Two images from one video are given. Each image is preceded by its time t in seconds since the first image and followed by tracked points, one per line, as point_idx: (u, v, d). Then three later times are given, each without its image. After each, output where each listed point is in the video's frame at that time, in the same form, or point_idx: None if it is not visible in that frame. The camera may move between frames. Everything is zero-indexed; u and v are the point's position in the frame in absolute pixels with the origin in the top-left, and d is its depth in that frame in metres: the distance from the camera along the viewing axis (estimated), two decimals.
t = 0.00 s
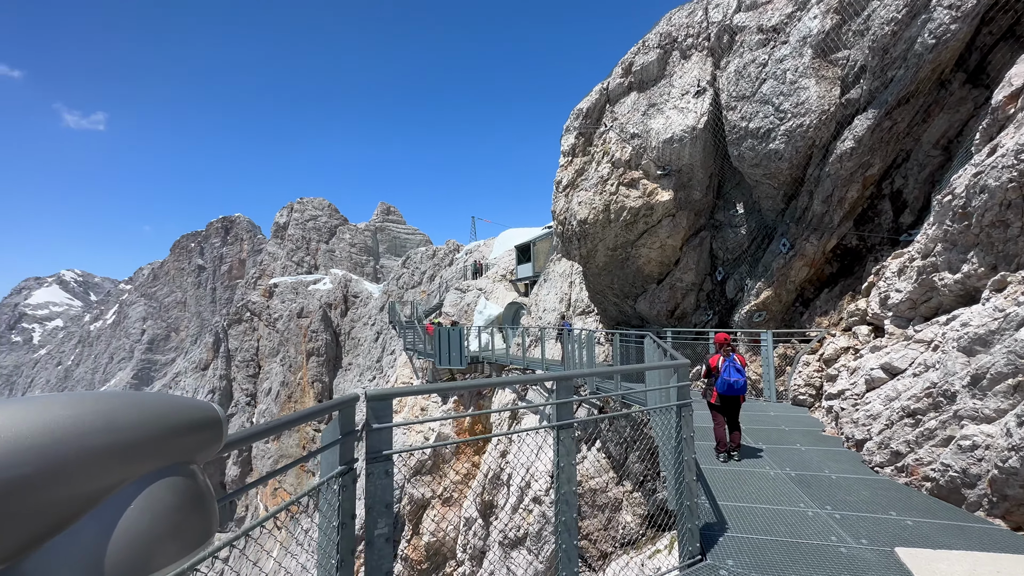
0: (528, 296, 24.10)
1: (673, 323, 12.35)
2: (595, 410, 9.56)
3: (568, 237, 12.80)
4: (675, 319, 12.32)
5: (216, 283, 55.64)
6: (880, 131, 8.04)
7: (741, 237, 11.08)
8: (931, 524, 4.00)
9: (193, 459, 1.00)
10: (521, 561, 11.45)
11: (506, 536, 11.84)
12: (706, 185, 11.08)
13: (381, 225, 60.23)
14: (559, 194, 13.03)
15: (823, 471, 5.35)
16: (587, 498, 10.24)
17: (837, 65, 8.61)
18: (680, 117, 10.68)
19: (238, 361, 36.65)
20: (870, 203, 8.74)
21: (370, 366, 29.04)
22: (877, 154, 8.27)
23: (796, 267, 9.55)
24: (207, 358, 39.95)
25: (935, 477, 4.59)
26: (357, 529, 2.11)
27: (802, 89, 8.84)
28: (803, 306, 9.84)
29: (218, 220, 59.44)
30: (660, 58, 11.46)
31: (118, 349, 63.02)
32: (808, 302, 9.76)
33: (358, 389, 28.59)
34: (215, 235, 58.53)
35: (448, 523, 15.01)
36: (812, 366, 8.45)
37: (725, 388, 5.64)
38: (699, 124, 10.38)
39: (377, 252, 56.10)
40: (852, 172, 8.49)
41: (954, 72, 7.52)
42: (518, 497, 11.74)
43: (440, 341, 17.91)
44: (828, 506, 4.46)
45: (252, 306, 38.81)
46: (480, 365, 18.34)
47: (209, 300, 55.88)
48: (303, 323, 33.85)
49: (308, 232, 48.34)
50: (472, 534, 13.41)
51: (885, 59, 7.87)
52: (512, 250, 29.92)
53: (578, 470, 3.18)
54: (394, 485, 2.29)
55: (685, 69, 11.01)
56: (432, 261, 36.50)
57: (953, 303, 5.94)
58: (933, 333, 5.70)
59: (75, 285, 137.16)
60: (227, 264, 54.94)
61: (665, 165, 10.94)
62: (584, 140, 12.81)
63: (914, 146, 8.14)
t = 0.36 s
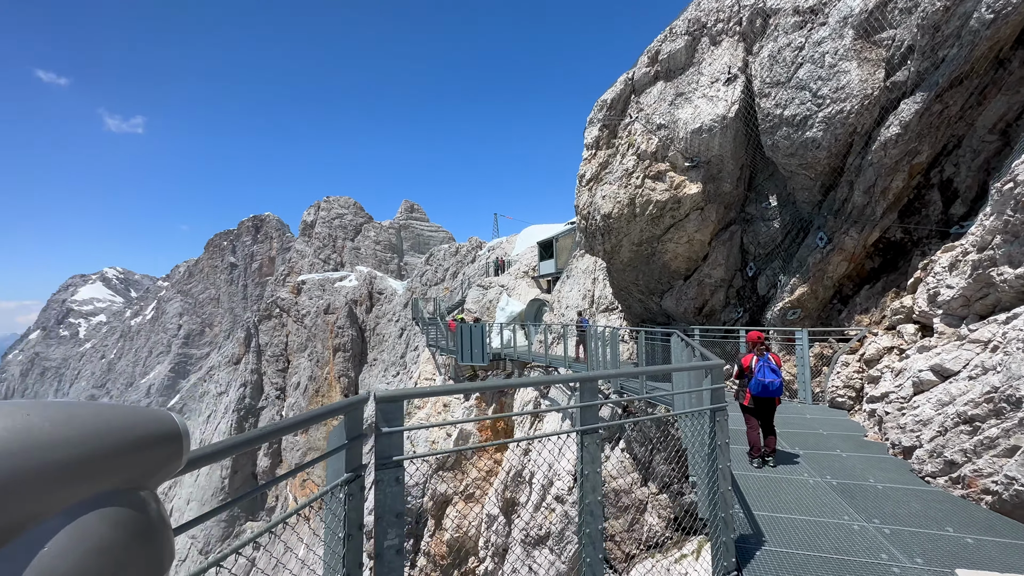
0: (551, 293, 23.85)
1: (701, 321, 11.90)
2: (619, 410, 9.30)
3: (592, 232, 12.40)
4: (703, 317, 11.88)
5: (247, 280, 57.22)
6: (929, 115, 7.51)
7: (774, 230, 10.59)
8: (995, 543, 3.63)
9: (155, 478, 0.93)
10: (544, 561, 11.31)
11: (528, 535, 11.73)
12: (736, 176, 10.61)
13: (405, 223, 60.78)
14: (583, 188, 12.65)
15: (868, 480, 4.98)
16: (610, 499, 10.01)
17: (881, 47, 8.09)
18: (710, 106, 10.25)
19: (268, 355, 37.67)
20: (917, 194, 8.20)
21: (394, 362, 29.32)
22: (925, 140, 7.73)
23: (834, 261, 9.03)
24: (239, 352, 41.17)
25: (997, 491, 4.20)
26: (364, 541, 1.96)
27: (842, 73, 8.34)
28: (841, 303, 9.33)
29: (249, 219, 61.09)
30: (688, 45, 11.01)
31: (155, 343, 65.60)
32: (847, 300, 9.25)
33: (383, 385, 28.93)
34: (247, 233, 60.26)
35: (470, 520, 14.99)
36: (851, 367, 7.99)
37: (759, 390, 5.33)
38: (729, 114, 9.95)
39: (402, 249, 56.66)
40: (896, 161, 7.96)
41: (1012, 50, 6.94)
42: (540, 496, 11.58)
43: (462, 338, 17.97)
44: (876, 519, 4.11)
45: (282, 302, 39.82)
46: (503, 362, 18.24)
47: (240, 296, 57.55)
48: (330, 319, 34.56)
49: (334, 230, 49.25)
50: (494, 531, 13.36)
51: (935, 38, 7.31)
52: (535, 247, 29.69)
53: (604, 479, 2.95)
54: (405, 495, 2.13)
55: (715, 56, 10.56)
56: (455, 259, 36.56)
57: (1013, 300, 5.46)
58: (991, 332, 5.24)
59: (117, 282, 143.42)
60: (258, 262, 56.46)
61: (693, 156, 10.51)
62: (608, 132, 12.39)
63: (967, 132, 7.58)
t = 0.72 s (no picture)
0: (574, 290, 23.49)
1: (729, 319, 11.42)
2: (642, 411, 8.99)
3: (615, 227, 11.94)
4: (731, 315, 11.38)
5: (276, 277, 58.69)
6: (983, 98, 6.94)
7: (809, 224, 10.05)
8: None
9: (55, 501, 0.89)
10: (565, 561, 11.13)
11: (550, 534, 11.57)
12: (768, 168, 10.12)
13: (430, 220, 61.18)
14: (605, 182, 12.22)
15: (915, 492, 4.59)
16: (632, 501, 9.77)
17: (929, 25, 7.52)
18: (740, 94, 9.77)
19: (297, 350, 38.56)
20: (967, 183, 7.66)
21: (418, 358, 29.55)
22: (978, 125, 7.17)
23: (875, 256, 8.51)
24: (269, 347, 42.27)
25: None
26: (357, 554, 1.80)
27: (885, 55, 7.79)
28: (882, 300, 8.80)
29: (278, 218, 62.56)
30: (717, 30, 10.48)
31: (192, 337, 68.08)
32: (888, 297, 8.71)
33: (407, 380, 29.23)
34: (277, 232, 61.82)
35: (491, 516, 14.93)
36: (894, 369, 7.48)
37: (793, 392, 4.98)
38: (761, 101, 9.48)
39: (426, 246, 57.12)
40: (946, 148, 7.40)
41: None
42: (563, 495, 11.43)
43: (484, 335, 18.06)
44: (925, 537, 3.76)
45: (310, 299, 40.63)
46: (524, 359, 18.08)
47: (270, 292, 59.10)
48: (356, 315, 35.11)
49: (360, 228, 49.98)
50: (516, 529, 13.25)
51: (991, 13, 6.71)
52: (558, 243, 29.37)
53: (625, 487, 2.72)
54: (403, 503, 1.97)
55: (746, 41, 10.06)
56: (478, 255, 36.52)
57: None
58: None
59: (156, 278, 149.54)
60: (287, 259, 57.89)
61: (722, 147, 10.03)
62: (632, 124, 11.85)
63: None
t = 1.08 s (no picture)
0: (596, 288, 23.11)
1: (757, 319, 10.96)
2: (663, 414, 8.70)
3: (637, 224, 11.57)
4: (759, 315, 10.92)
5: (304, 274, 60.06)
6: None
7: (843, 219, 9.55)
8: None
9: None
10: (585, 564, 10.96)
11: (569, 535, 11.42)
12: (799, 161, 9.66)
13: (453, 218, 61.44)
14: (627, 177, 11.87)
15: (961, 509, 4.23)
16: (652, 504, 9.53)
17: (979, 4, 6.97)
18: (770, 83, 9.33)
19: (323, 346, 39.34)
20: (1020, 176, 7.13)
21: (441, 355, 29.69)
22: None
23: (916, 253, 8.00)
24: (297, 343, 43.27)
25: None
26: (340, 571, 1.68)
27: (930, 38, 7.27)
28: (924, 300, 8.28)
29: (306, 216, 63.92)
30: (746, 17, 10.02)
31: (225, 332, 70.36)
32: (931, 297, 8.19)
33: (429, 377, 29.44)
34: (306, 230, 63.31)
35: (511, 515, 14.86)
36: (936, 373, 7.00)
37: (824, 399, 4.67)
38: (793, 91, 9.03)
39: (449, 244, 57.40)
40: (996, 136, 6.87)
41: None
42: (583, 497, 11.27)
43: (505, 334, 18.00)
44: (974, 561, 3.43)
45: (336, 296, 41.36)
46: (545, 358, 17.89)
47: (299, 289, 60.52)
48: (380, 312, 35.53)
49: (385, 226, 50.60)
50: (536, 529, 13.16)
51: None
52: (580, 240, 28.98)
53: (635, 500, 2.54)
54: (392, 517, 1.84)
55: (776, 28, 9.58)
56: (501, 253, 36.42)
57: None
58: None
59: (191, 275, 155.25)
60: (315, 257, 59.14)
61: (750, 140, 9.60)
62: (655, 118, 11.51)
63: None
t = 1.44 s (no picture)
0: (617, 286, 22.76)
1: (786, 319, 10.54)
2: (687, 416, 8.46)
3: (660, 220, 11.26)
4: (788, 314, 10.50)
5: (329, 272, 61.17)
6: None
7: (881, 214, 9.08)
8: None
9: None
10: (605, 566, 10.81)
11: (588, 536, 11.26)
12: (833, 153, 9.22)
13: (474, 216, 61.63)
14: (650, 172, 11.57)
15: (1014, 526, 3.92)
16: (675, 508, 9.31)
17: None
18: (802, 72, 8.91)
19: (347, 342, 40.00)
20: None
21: (461, 352, 29.80)
22: None
23: (960, 250, 7.55)
24: (322, 339, 44.12)
25: None
26: None
27: (979, 20, 6.79)
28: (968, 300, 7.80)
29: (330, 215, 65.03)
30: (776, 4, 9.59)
31: (253, 328, 72.32)
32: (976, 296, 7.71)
33: (450, 374, 29.62)
34: (331, 229, 64.46)
35: (531, 513, 14.77)
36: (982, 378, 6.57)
37: (860, 405, 4.39)
38: (826, 80, 8.61)
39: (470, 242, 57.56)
40: None
41: None
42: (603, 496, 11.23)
43: (525, 331, 17.88)
44: None
45: (359, 293, 41.97)
46: (565, 356, 17.72)
47: (323, 286, 61.69)
48: (402, 309, 35.86)
49: (407, 224, 51.07)
50: (555, 528, 13.03)
51: None
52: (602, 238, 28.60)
53: (656, 513, 2.38)
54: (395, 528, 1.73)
55: (809, 14, 9.14)
56: (521, 251, 36.27)
57: None
58: None
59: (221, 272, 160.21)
60: (339, 254, 60.15)
61: (780, 132, 9.20)
62: (680, 110, 11.17)
63: None
